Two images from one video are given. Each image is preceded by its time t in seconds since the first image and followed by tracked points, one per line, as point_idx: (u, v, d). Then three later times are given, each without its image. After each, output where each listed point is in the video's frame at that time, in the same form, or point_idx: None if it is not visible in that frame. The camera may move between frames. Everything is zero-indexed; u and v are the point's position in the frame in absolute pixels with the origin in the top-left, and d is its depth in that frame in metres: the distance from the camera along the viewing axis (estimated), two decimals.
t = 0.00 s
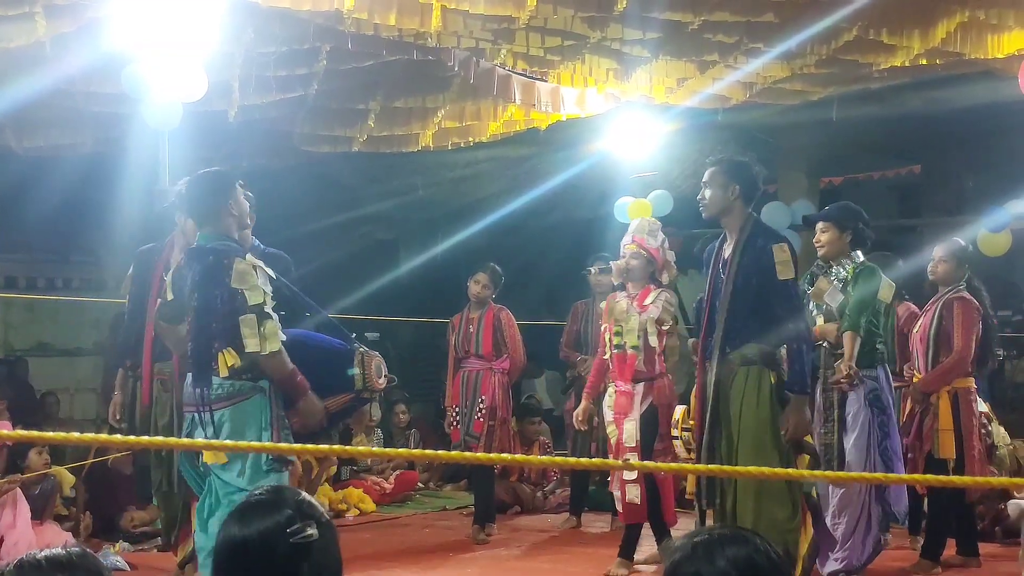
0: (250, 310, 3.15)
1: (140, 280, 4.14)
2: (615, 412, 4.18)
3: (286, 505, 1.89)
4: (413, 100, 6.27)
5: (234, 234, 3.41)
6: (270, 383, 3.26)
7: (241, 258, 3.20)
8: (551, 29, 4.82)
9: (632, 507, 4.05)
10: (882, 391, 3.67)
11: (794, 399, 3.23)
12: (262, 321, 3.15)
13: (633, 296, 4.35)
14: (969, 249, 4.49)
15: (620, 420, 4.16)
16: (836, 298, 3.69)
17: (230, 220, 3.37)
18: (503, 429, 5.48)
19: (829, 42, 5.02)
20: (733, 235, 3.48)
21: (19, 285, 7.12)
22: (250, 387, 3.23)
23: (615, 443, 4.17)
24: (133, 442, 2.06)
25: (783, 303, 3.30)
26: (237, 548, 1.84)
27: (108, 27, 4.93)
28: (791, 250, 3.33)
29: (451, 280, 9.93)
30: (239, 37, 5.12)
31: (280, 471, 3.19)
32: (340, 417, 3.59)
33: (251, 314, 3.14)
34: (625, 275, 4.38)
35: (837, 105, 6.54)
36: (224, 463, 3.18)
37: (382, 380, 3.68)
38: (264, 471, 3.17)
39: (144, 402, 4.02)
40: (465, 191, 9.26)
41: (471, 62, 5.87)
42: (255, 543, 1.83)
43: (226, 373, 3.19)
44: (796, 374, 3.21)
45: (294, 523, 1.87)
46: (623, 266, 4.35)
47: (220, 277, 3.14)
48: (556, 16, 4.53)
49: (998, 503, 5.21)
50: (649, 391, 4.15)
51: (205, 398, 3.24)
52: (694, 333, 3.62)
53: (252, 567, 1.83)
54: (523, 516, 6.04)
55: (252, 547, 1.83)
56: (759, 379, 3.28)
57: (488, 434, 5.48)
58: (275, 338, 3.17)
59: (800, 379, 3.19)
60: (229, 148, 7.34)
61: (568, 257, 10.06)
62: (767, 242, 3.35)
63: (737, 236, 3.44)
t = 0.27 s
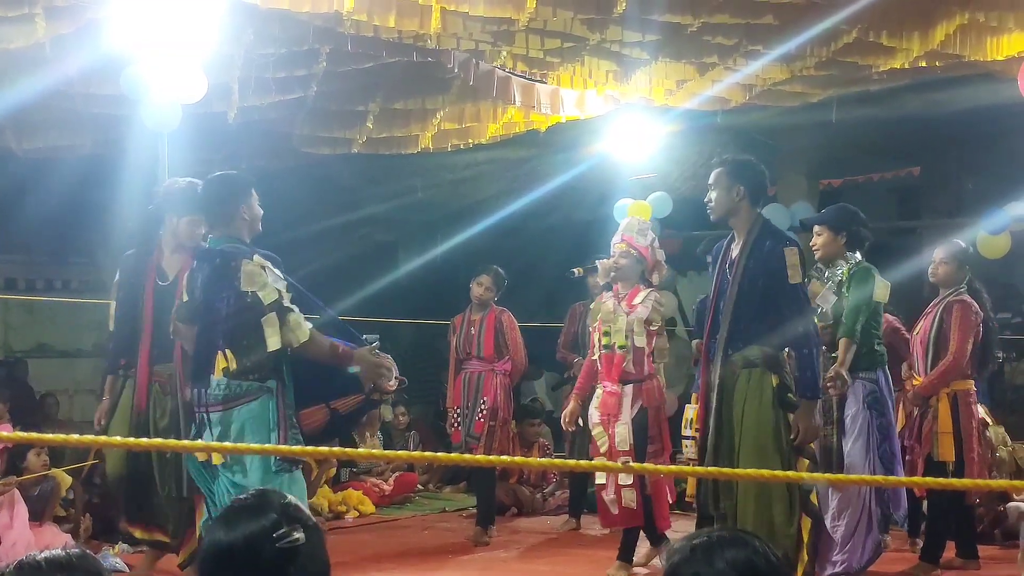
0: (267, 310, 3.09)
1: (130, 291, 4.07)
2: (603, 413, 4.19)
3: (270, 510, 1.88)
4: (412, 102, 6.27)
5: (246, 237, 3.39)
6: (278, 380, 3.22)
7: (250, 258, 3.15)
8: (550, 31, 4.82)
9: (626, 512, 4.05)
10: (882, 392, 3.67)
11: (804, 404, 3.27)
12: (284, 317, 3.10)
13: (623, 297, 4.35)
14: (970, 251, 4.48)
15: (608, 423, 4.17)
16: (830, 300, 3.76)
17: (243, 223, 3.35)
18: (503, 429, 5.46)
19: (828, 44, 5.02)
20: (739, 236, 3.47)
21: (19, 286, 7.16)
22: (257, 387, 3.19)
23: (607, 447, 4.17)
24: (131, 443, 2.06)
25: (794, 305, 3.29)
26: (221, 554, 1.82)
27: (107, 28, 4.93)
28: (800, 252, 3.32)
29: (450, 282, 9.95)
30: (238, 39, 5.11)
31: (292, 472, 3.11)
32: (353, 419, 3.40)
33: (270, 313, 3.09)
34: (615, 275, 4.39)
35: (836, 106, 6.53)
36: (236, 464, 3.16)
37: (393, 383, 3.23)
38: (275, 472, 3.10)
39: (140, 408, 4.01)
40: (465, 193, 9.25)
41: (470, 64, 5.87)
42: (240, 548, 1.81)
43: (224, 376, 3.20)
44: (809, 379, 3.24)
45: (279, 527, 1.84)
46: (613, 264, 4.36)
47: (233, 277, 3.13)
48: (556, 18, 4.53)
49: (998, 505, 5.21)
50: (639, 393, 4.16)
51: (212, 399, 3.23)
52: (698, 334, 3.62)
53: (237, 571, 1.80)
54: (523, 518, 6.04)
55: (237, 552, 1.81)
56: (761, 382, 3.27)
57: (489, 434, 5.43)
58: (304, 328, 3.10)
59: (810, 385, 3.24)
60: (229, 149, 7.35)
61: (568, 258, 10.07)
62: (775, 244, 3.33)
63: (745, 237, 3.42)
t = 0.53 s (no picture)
0: (295, 306, 2.96)
1: (99, 293, 3.54)
2: (594, 414, 4.18)
3: (273, 508, 1.82)
4: (410, 102, 6.27)
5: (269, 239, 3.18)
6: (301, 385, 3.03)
7: (272, 259, 3.01)
8: (549, 30, 4.82)
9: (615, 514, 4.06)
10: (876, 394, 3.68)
11: (798, 405, 3.20)
12: (315, 311, 2.96)
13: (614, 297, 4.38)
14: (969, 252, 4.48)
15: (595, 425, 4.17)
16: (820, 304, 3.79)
17: (262, 225, 3.12)
18: (505, 429, 5.44)
19: (827, 45, 5.02)
20: (743, 234, 3.42)
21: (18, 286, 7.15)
22: (279, 391, 2.99)
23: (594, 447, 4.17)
24: (127, 443, 2.06)
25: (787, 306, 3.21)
26: (222, 554, 1.76)
27: (106, 27, 4.93)
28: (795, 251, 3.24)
29: (448, 281, 9.92)
30: (237, 39, 5.11)
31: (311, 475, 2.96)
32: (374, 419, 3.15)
33: (301, 309, 2.96)
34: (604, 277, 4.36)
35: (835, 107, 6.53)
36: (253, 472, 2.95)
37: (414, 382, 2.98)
38: (293, 477, 2.94)
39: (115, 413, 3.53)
40: (464, 193, 9.24)
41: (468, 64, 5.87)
42: (242, 547, 1.75)
43: (238, 378, 3.00)
44: (803, 381, 3.17)
45: (281, 525, 1.79)
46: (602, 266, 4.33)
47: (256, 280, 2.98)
48: (554, 18, 4.52)
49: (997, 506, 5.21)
50: (628, 394, 4.18)
51: (231, 403, 3.00)
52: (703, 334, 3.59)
53: (238, 573, 1.74)
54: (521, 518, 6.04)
55: (239, 551, 1.75)
56: (756, 385, 3.26)
57: (491, 435, 5.43)
58: (337, 320, 2.96)
59: (804, 386, 3.16)
60: (227, 149, 7.34)
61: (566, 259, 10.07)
62: (775, 242, 3.28)
63: (748, 236, 3.38)
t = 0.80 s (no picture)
0: (337, 305, 3.00)
1: (67, 289, 3.38)
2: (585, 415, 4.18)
3: (300, 507, 1.85)
4: (411, 102, 6.27)
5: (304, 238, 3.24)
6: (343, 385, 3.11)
7: (314, 257, 3.06)
8: (549, 30, 4.82)
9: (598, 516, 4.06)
10: (870, 394, 3.63)
11: (753, 403, 3.09)
12: (355, 310, 2.99)
13: (604, 297, 4.35)
14: (969, 252, 4.48)
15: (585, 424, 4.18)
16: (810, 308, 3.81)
17: (299, 225, 3.19)
18: (519, 428, 5.48)
19: (827, 45, 5.02)
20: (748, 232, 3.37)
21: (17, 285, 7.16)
22: (322, 390, 3.07)
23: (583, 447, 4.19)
24: (128, 443, 2.06)
25: (775, 307, 3.10)
26: (251, 552, 1.77)
27: (106, 27, 4.94)
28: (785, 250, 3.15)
29: (448, 283, 10.04)
30: (238, 39, 5.12)
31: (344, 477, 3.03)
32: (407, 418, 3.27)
33: (343, 308, 2.99)
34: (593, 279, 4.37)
35: (835, 106, 6.52)
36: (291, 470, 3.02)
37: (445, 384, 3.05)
38: (327, 477, 3.00)
39: (81, 411, 3.32)
40: (464, 193, 9.24)
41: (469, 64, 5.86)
42: (273, 545, 1.77)
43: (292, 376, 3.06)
44: (758, 383, 3.07)
45: (311, 526, 1.81)
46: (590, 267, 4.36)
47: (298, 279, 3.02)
48: (555, 18, 4.53)
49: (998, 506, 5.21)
50: (620, 399, 4.14)
51: (276, 402, 3.09)
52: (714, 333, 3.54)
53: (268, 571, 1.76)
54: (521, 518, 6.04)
55: (270, 550, 1.77)
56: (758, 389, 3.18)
57: (505, 436, 5.45)
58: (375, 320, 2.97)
59: (756, 387, 3.07)
60: (228, 148, 7.35)
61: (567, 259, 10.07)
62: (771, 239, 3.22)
63: (752, 234, 3.33)
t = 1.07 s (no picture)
0: (360, 306, 3.02)
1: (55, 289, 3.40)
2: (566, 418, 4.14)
3: (349, 508, 1.81)
4: (412, 102, 6.28)
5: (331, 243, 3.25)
6: (363, 386, 3.11)
7: (339, 257, 3.10)
8: (551, 30, 4.82)
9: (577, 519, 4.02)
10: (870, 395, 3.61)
11: (710, 399, 3.10)
12: (377, 313, 3.02)
13: (576, 302, 4.27)
14: (971, 252, 4.47)
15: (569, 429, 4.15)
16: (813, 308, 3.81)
17: (326, 227, 3.21)
18: (532, 429, 5.44)
19: (829, 44, 5.02)
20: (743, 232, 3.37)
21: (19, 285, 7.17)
22: (343, 391, 3.08)
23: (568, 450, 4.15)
24: (130, 443, 2.06)
25: (755, 308, 3.10)
26: (299, 549, 1.74)
27: (108, 27, 4.95)
28: (770, 250, 3.16)
29: (451, 281, 10.06)
30: (240, 39, 5.13)
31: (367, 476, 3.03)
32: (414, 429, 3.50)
33: (365, 309, 3.02)
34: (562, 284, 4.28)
35: (837, 106, 6.51)
36: (317, 471, 3.04)
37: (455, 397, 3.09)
38: (349, 477, 3.00)
39: (57, 408, 3.30)
40: (466, 193, 9.25)
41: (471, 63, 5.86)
42: (322, 544, 1.74)
43: (317, 378, 3.07)
44: (722, 383, 3.08)
45: (360, 527, 1.78)
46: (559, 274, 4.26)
47: (325, 280, 3.06)
48: (556, 18, 4.53)
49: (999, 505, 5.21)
50: (607, 406, 4.14)
51: (293, 403, 3.10)
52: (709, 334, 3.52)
53: (316, 569, 1.73)
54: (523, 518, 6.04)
55: (319, 549, 1.73)
56: (754, 393, 3.16)
57: (521, 433, 5.38)
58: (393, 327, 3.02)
59: (721, 387, 3.08)
60: (230, 148, 7.36)
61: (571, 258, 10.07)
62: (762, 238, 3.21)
63: (743, 234, 3.32)
